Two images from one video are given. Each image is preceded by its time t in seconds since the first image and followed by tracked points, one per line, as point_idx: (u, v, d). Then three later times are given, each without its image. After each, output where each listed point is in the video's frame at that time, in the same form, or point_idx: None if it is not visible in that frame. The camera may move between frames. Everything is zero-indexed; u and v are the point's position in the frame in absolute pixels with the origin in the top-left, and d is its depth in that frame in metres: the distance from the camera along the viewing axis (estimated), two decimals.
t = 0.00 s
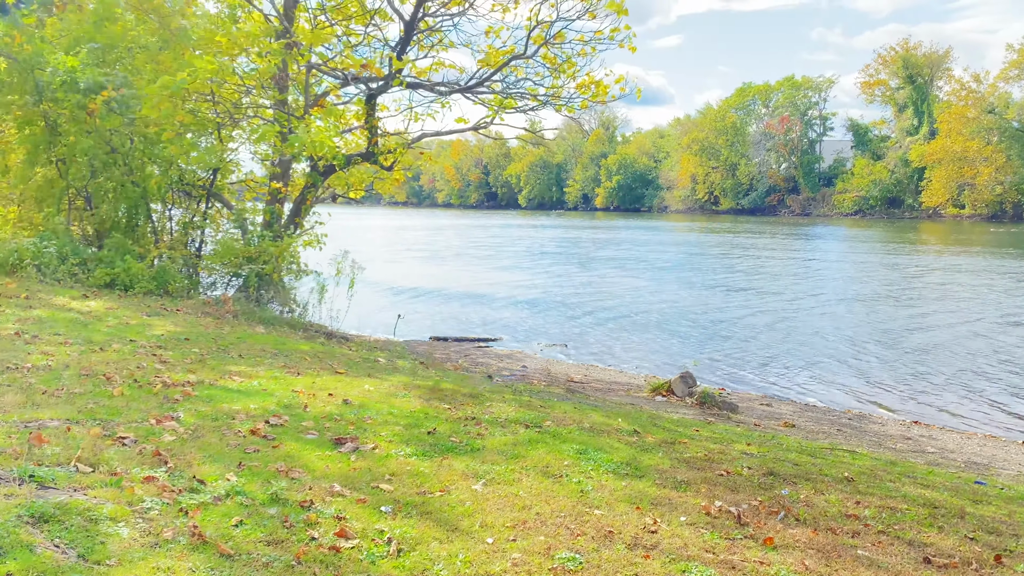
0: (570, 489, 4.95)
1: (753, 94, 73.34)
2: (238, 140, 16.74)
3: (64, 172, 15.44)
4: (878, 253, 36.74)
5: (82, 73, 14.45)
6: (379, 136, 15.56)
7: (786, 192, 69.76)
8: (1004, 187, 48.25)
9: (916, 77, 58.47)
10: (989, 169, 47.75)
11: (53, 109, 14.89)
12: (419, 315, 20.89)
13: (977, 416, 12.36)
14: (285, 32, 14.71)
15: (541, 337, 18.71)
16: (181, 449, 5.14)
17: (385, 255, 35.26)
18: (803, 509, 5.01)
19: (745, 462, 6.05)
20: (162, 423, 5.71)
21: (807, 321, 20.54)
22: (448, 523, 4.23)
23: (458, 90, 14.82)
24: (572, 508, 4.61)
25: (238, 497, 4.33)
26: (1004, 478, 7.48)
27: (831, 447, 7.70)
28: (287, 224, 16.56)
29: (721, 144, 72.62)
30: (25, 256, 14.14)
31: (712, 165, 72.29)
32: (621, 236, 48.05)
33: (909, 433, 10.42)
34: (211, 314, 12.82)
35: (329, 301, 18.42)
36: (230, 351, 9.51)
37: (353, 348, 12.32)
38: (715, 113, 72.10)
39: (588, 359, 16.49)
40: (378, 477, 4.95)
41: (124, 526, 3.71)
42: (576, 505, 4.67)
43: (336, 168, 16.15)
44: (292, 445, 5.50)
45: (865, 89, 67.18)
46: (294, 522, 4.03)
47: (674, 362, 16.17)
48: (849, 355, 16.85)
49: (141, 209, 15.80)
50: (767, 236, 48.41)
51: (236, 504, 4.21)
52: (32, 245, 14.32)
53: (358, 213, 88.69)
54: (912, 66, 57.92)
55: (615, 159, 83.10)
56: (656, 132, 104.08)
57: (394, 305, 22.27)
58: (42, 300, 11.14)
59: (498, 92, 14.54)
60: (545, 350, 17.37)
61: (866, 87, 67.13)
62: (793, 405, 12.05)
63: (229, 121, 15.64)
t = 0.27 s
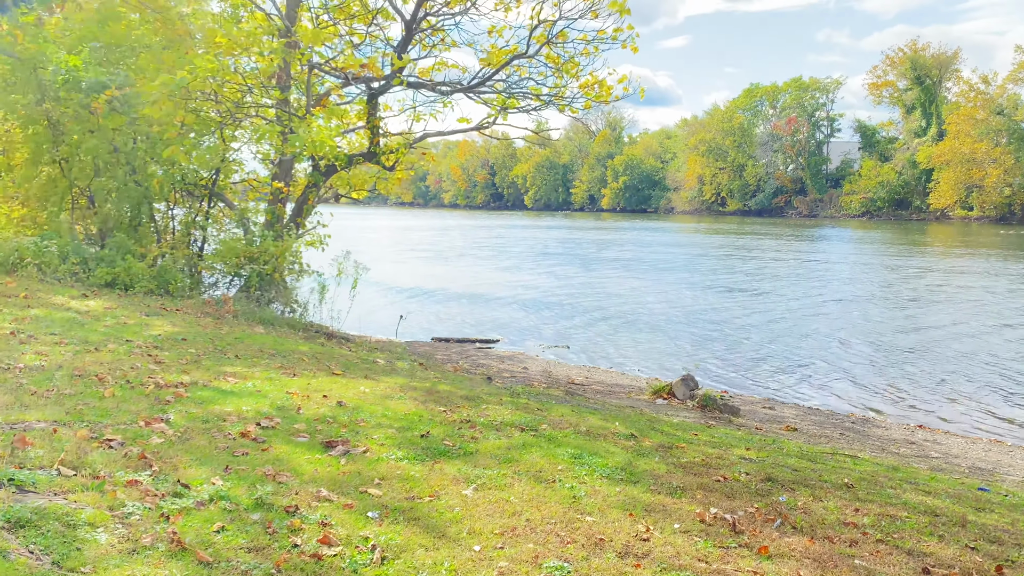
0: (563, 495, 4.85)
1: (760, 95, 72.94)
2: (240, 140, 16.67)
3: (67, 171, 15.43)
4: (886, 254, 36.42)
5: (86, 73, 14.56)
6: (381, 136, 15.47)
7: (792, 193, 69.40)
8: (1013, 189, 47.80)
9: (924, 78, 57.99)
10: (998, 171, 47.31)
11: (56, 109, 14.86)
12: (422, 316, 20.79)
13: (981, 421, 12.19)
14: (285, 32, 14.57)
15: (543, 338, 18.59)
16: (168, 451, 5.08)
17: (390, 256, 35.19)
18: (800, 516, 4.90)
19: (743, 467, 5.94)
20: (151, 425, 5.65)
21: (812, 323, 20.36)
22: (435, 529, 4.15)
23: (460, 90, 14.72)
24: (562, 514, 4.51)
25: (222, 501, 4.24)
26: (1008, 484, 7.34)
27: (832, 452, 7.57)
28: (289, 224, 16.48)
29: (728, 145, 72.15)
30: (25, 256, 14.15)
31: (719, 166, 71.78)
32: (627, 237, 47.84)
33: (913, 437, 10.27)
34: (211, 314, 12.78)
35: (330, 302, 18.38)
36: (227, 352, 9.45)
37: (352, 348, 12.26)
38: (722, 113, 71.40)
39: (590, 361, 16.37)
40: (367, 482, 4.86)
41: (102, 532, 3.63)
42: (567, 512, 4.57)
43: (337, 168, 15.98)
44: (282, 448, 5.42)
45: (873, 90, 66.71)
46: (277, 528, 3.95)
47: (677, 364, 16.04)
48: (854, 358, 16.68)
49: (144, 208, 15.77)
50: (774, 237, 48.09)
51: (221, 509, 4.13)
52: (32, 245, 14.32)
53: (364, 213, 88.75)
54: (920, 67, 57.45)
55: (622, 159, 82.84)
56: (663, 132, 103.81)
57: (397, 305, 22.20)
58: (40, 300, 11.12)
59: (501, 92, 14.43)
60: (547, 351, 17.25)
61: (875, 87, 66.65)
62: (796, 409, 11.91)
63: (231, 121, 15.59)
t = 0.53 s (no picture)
0: (559, 502, 4.72)
1: (768, 95, 72.46)
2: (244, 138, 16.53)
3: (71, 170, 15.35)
4: (895, 256, 36.07)
5: (88, 70, 14.45)
6: (384, 136, 15.32)
7: (800, 194, 68.98)
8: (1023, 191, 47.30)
9: (934, 78, 57.49)
10: (1008, 172, 46.83)
11: (59, 107, 14.81)
12: (425, 316, 20.66)
13: (990, 427, 11.99)
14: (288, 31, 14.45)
15: (547, 339, 18.44)
16: (157, 455, 4.98)
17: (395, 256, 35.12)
18: (803, 524, 4.75)
19: (745, 474, 5.79)
20: (141, 428, 5.56)
21: (819, 326, 20.13)
22: (425, 538, 4.02)
23: (464, 89, 14.59)
24: (557, 522, 4.38)
25: (208, 508, 4.14)
26: (1018, 492, 7.14)
27: (837, 458, 7.41)
28: (292, 224, 16.31)
29: (737, 146, 71.33)
30: (26, 255, 14.22)
31: (727, 167, 71.11)
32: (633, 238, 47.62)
33: (920, 442, 10.08)
34: (211, 313, 12.71)
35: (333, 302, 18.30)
36: (225, 352, 9.37)
37: (353, 349, 12.15)
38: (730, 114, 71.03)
39: (594, 363, 16.21)
40: (359, 487, 4.74)
41: (81, 538, 3.52)
42: (563, 519, 4.44)
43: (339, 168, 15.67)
44: (274, 452, 5.31)
45: (882, 90, 66.21)
46: (263, 537, 3.83)
47: (682, 367, 15.87)
48: (861, 362, 16.47)
49: (147, 207, 15.66)
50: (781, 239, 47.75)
51: (207, 516, 4.02)
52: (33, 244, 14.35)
53: (371, 213, 88.80)
54: (930, 68, 56.97)
55: (629, 160, 82.57)
56: (671, 133, 103.42)
57: (401, 305, 22.10)
58: (39, 299, 11.08)
59: (505, 91, 14.29)
60: (551, 352, 17.09)
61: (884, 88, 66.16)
62: (802, 413, 11.73)
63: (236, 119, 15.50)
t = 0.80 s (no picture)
0: (559, 507, 4.59)
1: (773, 95, 72.01)
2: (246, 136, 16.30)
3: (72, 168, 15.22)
4: (901, 256, 35.81)
5: (89, 68, 14.32)
6: (386, 133, 15.13)
7: (805, 194, 68.69)
8: None
9: (940, 78, 57.13)
10: (1014, 172, 46.46)
11: (61, 105, 14.62)
12: (428, 315, 20.55)
13: (996, 428, 11.82)
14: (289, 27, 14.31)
15: (550, 339, 18.30)
16: (148, 457, 4.86)
17: (399, 255, 35.00)
18: (810, 531, 4.60)
19: (751, 477, 5.64)
20: (134, 429, 5.44)
21: (824, 326, 19.95)
22: (420, 544, 3.89)
23: (467, 87, 14.45)
24: (557, 528, 4.25)
25: (197, 512, 4.01)
26: None
27: (844, 460, 7.25)
28: (294, 222, 16.11)
29: (742, 146, 71.85)
30: (26, 252, 14.15)
31: (733, 167, 71.61)
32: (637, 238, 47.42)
33: (928, 444, 9.90)
34: (210, 312, 12.61)
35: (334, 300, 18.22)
36: (223, 351, 9.26)
37: (353, 348, 12.03)
38: (735, 114, 71.27)
39: (597, 363, 16.05)
40: (354, 490, 4.61)
41: (63, 543, 3.40)
42: (562, 525, 4.30)
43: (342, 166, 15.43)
44: (268, 454, 5.19)
45: (888, 90, 65.84)
46: (253, 543, 3.71)
47: (686, 367, 15.70)
48: (867, 362, 16.26)
49: (148, 205, 15.52)
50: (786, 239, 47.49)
51: (196, 520, 3.90)
52: (33, 241, 14.27)
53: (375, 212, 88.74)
54: (936, 68, 56.60)
55: (633, 159, 82.33)
56: (675, 133, 103.13)
57: (403, 304, 22.00)
58: (36, 297, 10.99)
59: (509, 89, 14.14)
60: (554, 352, 16.94)
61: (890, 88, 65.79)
62: (807, 414, 11.57)
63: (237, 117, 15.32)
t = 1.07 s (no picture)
0: (561, 518, 4.43)
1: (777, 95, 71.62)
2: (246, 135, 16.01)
3: (72, 168, 15.06)
4: (905, 257, 35.62)
5: (89, 66, 14.19)
6: (387, 133, 14.96)
7: (808, 195, 68.47)
8: None
9: (943, 78, 56.87)
10: (1019, 173, 46.20)
11: (60, 104, 14.54)
12: (428, 316, 20.40)
13: (1003, 431, 11.65)
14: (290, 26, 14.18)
15: (552, 340, 18.14)
16: (137, 465, 4.71)
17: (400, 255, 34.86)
18: (820, 544, 4.43)
19: (758, 486, 5.48)
20: (124, 436, 5.30)
21: (827, 327, 19.79)
22: (417, 560, 3.74)
23: (468, 86, 14.30)
24: (558, 542, 4.09)
25: (185, 524, 3.86)
26: None
27: (852, 467, 7.08)
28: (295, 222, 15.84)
29: (744, 146, 72.23)
30: (23, 252, 14.06)
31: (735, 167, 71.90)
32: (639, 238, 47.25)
33: (936, 450, 9.72)
34: (208, 313, 12.47)
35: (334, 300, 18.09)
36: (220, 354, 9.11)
37: (352, 350, 11.88)
38: (738, 114, 71.77)
39: (599, 365, 15.89)
40: (349, 501, 4.47)
41: (43, 559, 3.25)
42: (564, 538, 4.14)
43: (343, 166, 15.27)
44: (261, 462, 5.04)
45: (891, 90, 65.59)
46: (242, 559, 3.56)
47: (688, 369, 15.52)
48: (871, 363, 16.08)
49: (148, 204, 15.34)
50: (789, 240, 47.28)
51: (183, 533, 3.75)
52: (31, 242, 14.19)
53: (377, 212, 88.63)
54: (939, 68, 56.35)
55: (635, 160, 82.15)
56: (678, 133, 102.99)
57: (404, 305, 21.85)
58: (32, 297, 10.86)
59: (511, 88, 13.98)
60: (556, 353, 16.77)
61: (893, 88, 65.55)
62: (812, 418, 11.39)
63: (236, 116, 15.12)
